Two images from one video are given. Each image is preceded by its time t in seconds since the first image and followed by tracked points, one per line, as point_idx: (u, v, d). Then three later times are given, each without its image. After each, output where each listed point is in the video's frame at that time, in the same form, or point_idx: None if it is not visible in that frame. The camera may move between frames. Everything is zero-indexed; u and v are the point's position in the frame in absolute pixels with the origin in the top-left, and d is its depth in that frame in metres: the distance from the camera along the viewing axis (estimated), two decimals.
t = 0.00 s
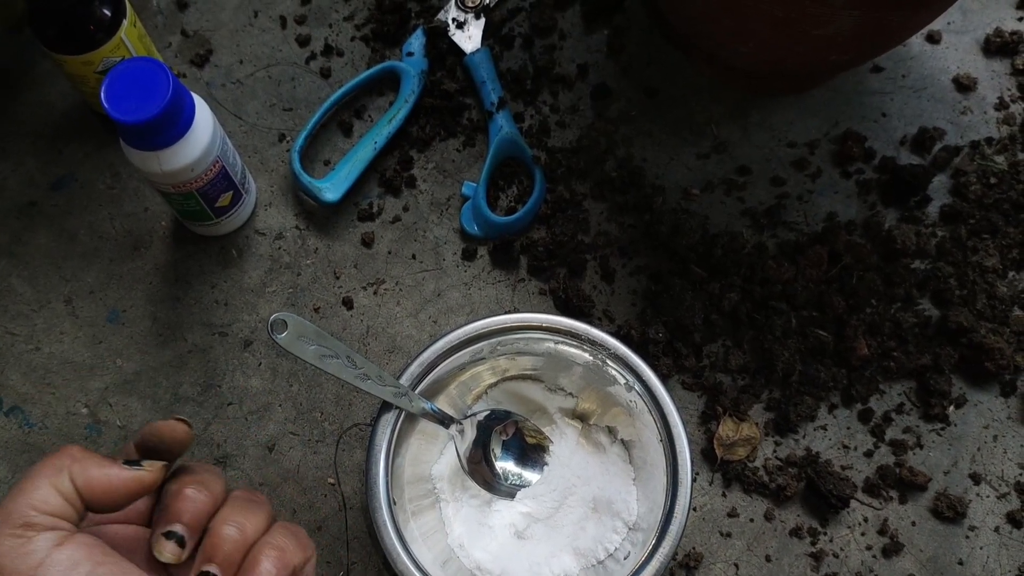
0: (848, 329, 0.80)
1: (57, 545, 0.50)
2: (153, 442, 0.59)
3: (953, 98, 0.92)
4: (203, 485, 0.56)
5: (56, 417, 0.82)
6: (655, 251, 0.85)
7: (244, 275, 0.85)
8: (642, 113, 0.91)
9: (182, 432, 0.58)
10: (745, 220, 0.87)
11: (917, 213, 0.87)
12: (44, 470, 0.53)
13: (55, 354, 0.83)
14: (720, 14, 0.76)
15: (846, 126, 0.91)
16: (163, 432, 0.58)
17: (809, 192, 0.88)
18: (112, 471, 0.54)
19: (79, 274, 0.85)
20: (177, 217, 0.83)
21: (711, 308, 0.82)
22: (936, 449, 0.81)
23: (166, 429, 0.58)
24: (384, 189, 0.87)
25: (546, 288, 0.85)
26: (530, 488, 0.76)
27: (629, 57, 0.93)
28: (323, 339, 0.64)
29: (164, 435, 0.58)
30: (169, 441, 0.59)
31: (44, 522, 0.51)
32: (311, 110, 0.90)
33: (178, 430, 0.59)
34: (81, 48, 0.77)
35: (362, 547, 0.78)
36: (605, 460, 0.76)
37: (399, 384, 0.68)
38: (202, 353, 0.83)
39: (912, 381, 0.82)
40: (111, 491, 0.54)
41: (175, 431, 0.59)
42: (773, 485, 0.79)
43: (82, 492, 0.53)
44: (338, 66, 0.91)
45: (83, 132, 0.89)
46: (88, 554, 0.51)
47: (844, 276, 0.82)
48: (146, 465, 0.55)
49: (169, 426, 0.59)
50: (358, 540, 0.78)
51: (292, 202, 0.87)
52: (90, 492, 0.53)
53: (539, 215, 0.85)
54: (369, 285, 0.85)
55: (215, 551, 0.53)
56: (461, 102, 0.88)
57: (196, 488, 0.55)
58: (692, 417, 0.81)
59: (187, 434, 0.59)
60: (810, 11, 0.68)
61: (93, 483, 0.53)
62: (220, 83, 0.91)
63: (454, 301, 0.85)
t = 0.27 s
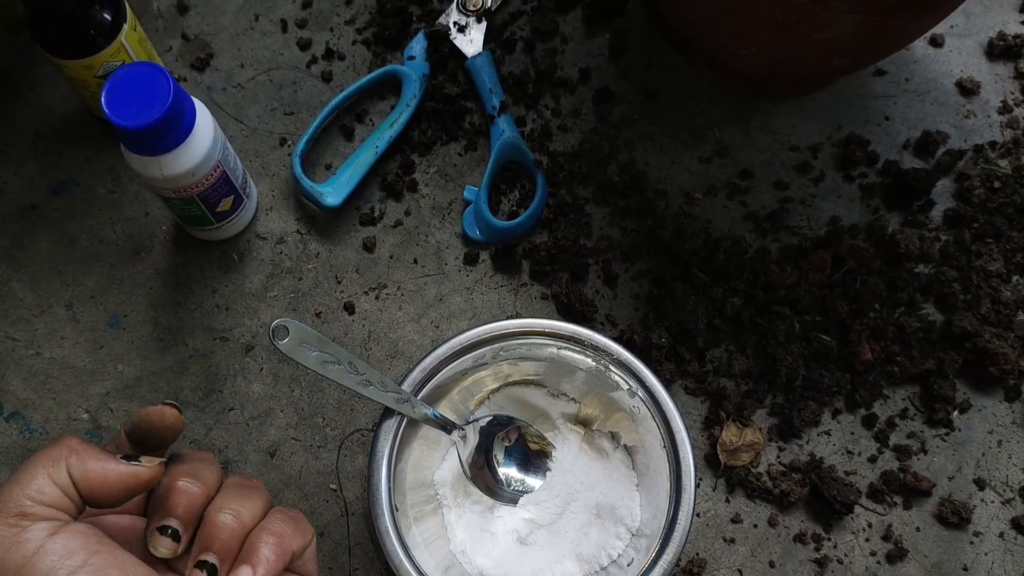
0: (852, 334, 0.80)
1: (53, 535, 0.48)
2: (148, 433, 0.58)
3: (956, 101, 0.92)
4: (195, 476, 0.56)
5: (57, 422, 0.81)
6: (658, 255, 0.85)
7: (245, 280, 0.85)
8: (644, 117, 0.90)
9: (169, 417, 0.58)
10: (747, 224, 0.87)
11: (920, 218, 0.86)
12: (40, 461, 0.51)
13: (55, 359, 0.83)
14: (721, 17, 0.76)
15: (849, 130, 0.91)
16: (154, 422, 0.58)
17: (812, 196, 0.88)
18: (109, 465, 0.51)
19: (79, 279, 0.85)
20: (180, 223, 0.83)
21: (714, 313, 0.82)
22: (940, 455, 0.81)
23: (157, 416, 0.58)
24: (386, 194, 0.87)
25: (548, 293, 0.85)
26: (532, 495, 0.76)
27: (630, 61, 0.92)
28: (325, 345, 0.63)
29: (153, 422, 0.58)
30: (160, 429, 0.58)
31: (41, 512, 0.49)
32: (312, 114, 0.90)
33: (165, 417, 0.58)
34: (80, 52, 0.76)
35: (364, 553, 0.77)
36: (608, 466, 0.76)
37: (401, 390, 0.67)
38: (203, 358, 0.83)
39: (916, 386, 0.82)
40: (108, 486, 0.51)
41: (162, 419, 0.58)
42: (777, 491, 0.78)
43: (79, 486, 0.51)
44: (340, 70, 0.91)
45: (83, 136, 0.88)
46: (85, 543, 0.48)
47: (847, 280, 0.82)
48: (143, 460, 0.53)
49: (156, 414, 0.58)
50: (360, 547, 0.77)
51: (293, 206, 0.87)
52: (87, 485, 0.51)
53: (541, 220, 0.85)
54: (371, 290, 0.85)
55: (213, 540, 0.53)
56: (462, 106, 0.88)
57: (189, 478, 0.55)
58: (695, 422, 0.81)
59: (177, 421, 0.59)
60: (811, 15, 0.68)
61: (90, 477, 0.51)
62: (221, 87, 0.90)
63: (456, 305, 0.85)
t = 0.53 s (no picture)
0: (854, 333, 0.80)
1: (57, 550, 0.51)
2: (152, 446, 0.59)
3: (958, 100, 0.92)
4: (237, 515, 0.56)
5: (58, 421, 0.81)
6: (660, 254, 0.85)
7: (247, 279, 0.85)
8: (646, 116, 0.90)
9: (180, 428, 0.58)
10: (749, 223, 0.87)
11: (922, 217, 0.86)
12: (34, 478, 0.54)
13: (57, 358, 0.83)
14: (723, 16, 0.76)
15: (850, 129, 0.91)
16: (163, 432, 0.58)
17: (814, 195, 0.88)
18: (102, 476, 0.55)
19: (81, 277, 0.85)
20: (181, 221, 0.83)
21: (716, 312, 0.82)
22: (942, 453, 0.81)
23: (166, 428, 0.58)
24: (387, 193, 0.87)
25: (550, 292, 0.85)
26: (534, 493, 0.76)
27: (632, 60, 0.92)
28: (327, 344, 0.64)
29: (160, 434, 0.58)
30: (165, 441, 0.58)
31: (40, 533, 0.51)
32: (314, 113, 0.90)
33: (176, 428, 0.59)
34: (82, 51, 0.76)
35: (366, 552, 0.77)
36: (610, 465, 0.76)
37: (403, 389, 0.67)
38: (205, 357, 0.83)
39: (918, 385, 0.82)
40: (102, 496, 0.55)
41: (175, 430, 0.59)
42: (779, 490, 0.78)
43: (72, 499, 0.54)
44: (342, 69, 0.91)
45: (84, 135, 0.88)
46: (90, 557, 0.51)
47: (849, 279, 0.82)
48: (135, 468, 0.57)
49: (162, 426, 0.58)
50: (362, 546, 0.77)
51: (295, 205, 0.87)
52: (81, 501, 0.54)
53: (543, 219, 0.85)
54: (372, 289, 0.85)
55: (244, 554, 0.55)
56: (464, 105, 0.88)
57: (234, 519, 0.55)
58: (697, 421, 0.81)
59: (184, 430, 0.59)
60: (814, 14, 0.68)
61: (83, 489, 0.54)
62: (222, 86, 0.90)
63: (457, 304, 0.85)
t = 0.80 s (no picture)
0: (851, 331, 0.81)
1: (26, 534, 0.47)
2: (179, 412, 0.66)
3: (955, 100, 0.92)
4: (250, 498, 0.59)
5: (61, 419, 0.82)
6: (659, 253, 0.85)
7: (248, 277, 0.85)
8: (645, 116, 0.91)
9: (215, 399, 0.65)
10: (747, 222, 0.87)
11: (919, 215, 0.87)
12: (1, 453, 0.49)
13: (60, 357, 0.84)
14: (723, 17, 0.76)
15: (848, 129, 0.91)
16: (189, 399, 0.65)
17: (812, 194, 0.88)
18: (74, 441, 0.52)
19: (84, 276, 0.86)
20: (181, 219, 0.83)
21: (714, 310, 0.83)
22: (939, 451, 0.81)
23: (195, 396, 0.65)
24: (388, 192, 0.88)
25: (550, 290, 0.85)
26: (534, 490, 0.76)
27: (631, 60, 0.93)
28: (328, 342, 0.65)
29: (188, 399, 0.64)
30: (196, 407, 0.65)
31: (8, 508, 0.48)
32: (315, 113, 0.90)
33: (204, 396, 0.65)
34: (85, 51, 0.77)
35: (367, 549, 0.78)
36: (609, 462, 0.76)
37: (404, 386, 0.68)
38: (206, 355, 0.83)
39: (914, 383, 0.83)
40: (74, 463, 0.52)
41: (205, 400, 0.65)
42: (776, 487, 0.79)
43: (44, 468, 0.51)
44: (342, 69, 0.91)
45: (87, 135, 0.89)
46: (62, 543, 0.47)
47: (847, 278, 0.82)
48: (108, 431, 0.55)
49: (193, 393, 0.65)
50: (363, 543, 0.78)
51: (296, 204, 0.88)
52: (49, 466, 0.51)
53: (542, 218, 0.86)
54: (373, 288, 0.85)
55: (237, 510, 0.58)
56: (464, 105, 0.89)
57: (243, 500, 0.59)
58: (695, 419, 0.82)
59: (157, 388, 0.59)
60: (813, 14, 0.68)
61: (56, 457, 0.51)
62: (224, 86, 0.91)
63: (457, 303, 0.85)
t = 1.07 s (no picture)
0: (850, 325, 0.80)
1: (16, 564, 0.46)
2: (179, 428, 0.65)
3: (954, 95, 0.92)
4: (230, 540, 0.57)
5: (58, 414, 0.82)
6: (657, 247, 0.85)
7: (246, 272, 0.85)
8: (644, 111, 0.91)
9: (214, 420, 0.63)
10: (746, 217, 0.87)
11: (918, 210, 0.87)
12: (7, 482, 0.50)
13: (57, 352, 0.83)
14: (721, 12, 0.76)
15: (847, 123, 0.91)
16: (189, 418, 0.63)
17: (811, 189, 0.88)
18: (81, 478, 0.52)
19: (81, 271, 0.85)
20: (181, 215, 0.84)
21: (713, 304, 0.82)
22: (938, 445, 0.81)
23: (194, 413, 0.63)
24: (386, 187, 0.87)
25: (548, 285, 0.85)
26: (532, 485, 0.76)
27: (630, 55, 0.93)
28: (326, 336, 0.64)
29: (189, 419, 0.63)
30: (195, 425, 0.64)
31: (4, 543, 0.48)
32: (313, 108, 0.90)
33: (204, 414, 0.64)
34: (83, 45, 0.77)
35: (365, 544, 0.77)
36: (607, 456, 0.76)
37: (402, 380, 0.68)
38: (204, 350, 0.83)
39: (914, 377, 0.82)
40: (79, 499, 0.52)
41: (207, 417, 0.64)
42: (775, 482, 0.79)
43: (47, 502, 0.51)
44: (341, 64, 0.91)
45: (85, 130, 0.89)
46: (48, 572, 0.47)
47: (846, 272, 0.82)
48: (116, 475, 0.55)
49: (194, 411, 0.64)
50: (360, 537, 0.78)
51: (294, 199, 0.87)
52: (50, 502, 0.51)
53: (541, 213, 0.86)
54: (371, 282, 0.85)
55: (205, 561, 0.57)
56: (463, 100, 0.88)
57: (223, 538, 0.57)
58: (694, 414, 0.81)
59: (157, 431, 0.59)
60: (811, 8, 0.68)
61: (61, 492, 0.51)
62: (222, 81, 0.91)
63: (456, 298, 0.85)
